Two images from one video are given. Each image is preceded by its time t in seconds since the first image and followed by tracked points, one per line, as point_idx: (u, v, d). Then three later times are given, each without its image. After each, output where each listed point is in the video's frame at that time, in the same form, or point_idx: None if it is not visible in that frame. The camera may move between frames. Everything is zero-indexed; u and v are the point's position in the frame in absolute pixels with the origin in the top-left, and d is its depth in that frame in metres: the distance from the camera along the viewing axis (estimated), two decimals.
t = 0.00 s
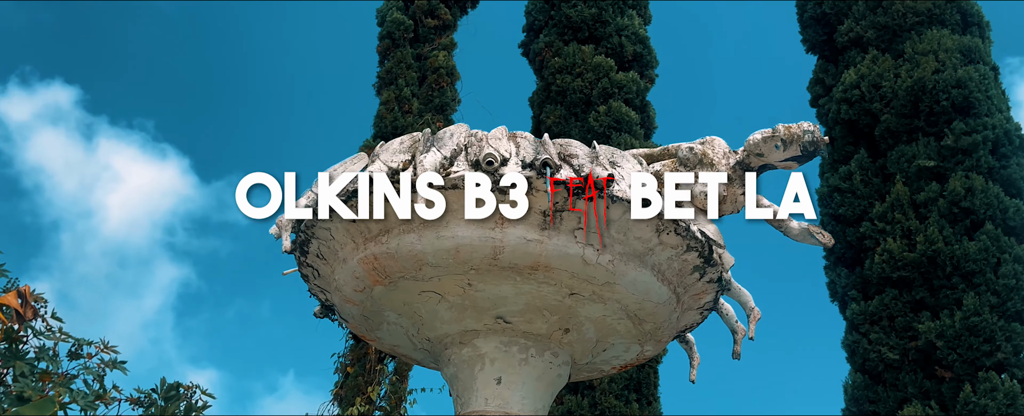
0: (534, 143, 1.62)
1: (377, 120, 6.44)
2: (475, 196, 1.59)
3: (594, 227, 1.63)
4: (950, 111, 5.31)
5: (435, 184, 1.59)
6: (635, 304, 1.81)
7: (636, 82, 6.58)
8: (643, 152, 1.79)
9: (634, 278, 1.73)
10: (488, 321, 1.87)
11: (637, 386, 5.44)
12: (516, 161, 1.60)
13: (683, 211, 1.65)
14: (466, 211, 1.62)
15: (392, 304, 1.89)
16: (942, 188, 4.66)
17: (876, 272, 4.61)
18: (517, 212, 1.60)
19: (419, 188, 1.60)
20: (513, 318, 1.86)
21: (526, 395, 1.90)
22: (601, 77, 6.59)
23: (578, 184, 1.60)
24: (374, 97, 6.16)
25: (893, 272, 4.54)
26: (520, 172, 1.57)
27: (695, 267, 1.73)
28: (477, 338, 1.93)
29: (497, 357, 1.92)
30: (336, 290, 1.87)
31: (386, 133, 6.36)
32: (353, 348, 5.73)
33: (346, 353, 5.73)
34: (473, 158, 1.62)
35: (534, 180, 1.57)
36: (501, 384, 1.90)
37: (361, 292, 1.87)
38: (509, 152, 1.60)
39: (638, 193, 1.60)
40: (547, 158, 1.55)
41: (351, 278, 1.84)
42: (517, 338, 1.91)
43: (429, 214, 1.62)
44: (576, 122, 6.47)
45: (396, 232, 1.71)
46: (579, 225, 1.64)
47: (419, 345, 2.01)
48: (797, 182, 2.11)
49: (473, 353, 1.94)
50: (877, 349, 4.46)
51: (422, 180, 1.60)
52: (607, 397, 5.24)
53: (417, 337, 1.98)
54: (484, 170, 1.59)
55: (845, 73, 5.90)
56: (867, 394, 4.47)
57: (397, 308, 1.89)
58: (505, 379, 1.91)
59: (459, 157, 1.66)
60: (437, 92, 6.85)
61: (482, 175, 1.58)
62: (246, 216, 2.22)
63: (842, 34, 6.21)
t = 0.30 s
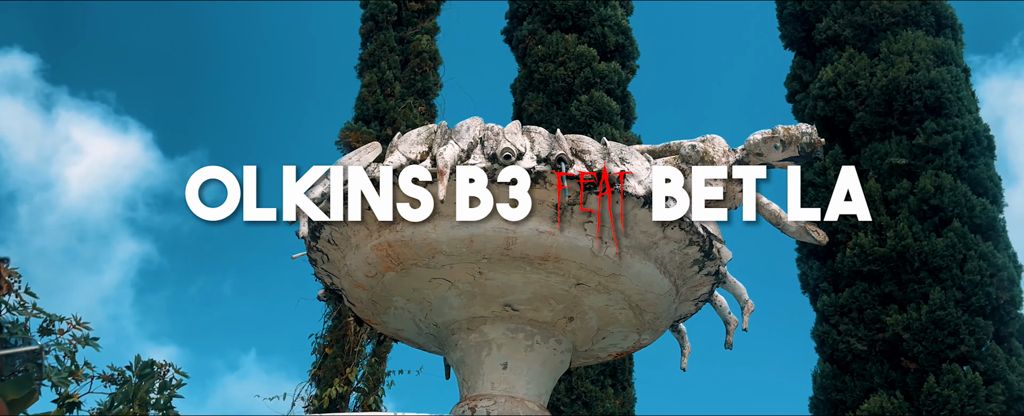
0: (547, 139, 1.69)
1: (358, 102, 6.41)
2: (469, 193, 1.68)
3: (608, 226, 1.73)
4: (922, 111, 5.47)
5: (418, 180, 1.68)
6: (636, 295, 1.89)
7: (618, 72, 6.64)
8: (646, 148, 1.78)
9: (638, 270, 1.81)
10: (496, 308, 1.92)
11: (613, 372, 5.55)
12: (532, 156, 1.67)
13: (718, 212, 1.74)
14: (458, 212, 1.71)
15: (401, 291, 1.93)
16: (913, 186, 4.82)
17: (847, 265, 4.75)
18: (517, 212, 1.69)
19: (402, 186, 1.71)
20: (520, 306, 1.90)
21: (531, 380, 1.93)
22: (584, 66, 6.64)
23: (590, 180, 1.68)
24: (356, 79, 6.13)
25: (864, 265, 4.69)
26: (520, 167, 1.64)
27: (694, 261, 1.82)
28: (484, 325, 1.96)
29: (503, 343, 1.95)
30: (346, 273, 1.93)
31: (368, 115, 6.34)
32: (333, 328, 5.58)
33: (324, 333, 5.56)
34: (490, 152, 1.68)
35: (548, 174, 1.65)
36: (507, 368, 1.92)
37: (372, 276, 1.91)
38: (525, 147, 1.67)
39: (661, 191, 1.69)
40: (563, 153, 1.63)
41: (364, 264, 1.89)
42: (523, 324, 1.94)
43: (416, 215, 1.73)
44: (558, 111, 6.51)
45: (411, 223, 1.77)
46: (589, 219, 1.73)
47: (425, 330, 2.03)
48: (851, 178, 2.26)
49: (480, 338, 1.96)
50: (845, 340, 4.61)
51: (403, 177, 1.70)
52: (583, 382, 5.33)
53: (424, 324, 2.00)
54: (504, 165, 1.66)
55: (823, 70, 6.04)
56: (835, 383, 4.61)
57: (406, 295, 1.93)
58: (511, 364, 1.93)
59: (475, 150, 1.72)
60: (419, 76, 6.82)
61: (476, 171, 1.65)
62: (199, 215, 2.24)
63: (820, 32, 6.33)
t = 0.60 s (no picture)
0: (564, 126, 1.53)
1: (344, 79, 6.39)
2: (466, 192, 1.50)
3: (613, 229, 1.57)
4: (899, 100, 5.62)
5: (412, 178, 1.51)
6: (646, 277, 1.69)
7: (603, 55, 6.69)
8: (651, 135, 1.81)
9: (649, 254, 1.64)
10: (506, 288, 1.67)
11: (595, 349, 5.67)
12: (550, 143, 1.50)
13: (729, 211, 1.67)
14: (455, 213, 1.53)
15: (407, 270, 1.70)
16: (889, 173, 4.98)
17: (823, 248, 4.90)
18: (517, 213, 1.51)
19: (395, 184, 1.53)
20: (532, 286, 1.66)
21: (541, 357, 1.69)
22: (570, 48, 6.68)
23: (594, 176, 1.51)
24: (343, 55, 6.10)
25: (840, 249, 4.84)
26: (521, 164, 1.47)
27: (696, 244, 1.68)
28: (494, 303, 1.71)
29: (514, 321, 1.70)
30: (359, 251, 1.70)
31: (354, 92, 6.34)
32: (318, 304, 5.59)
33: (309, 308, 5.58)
34: (509, 138, 1.50)
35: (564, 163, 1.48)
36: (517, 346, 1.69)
37: (385, 256, 1.68)
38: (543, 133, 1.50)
39: (670, 190, 1.54)
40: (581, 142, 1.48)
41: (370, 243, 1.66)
42: (534, 304, 1.70)
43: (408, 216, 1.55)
44: (543, 92, 6.55)
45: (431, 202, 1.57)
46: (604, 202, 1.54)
47: (435, 311, 1.82)
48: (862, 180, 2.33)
49: (491, 317, 1.72)
50: (820, 321, 4.76)
51: (397, 175, 1.52)
52: (566, 359, 5.41)
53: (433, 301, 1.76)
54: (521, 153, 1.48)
55: (804, 57, 6.16)
56: (809, 362, 4.75)
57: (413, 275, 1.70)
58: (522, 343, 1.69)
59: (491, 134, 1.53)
60: (405, 55, 6.77)
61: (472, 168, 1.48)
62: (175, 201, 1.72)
63: (802, 19, 6.43)
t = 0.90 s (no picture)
0: (582, 106, 1.60)
1: (333, 49, 6.36)
2: (468, 194, 1.63)
3: (608, 225, 1.69)
4: (881, 76, 5.74)
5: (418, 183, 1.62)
6: (654, 250, 1.78)
7: (592, 27, 6.72)
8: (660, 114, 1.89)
9: (658, 229, 1.72)
10: (524, 259, 1.75)
11: (581, 318, 5.80)
12: (569, 122, 1.57)
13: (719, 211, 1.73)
14: (458, 212, 1.66)
15: (431, 243, 1.77)
16: (870, 148, 5.11)
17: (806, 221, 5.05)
18: (518, 212, 1.63)
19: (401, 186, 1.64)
20: (548, 257, 1.74)
21: (556, 326, 1.77)
22: (559, 20, 6.71)
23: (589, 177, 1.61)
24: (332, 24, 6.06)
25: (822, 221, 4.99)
26: (521, 167, 1.58)
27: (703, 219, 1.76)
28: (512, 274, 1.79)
29: (531, 291, 1.78)
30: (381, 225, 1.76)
31: (343, 62, 6.32)
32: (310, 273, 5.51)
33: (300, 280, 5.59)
34: (530, 117, 1.56)
35: (583, 141, 1.56)
36: (533, 314, 1.77)
37: (406, 228, 1.75)
38: (562, 112, 1.57)
39: (659, 192, 1.63)
40: (600, 121, 1.55)
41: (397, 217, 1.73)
42: (549, 274, 1.78)
43: (416, 215, 1.66)
44: (532, 64, 6.58)
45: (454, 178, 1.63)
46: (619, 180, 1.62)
47: (450, 283, 1.89)
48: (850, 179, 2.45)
49: (508, 288, 1.80)
50: (802, 291, 4.91)
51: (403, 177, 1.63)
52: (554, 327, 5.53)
53: (452, 273, 1.83)
54: (542, 130, 1.55)
55: (789, 32, 6.24)
56: (790, 331, 4.90)
57: (436, 246, 1.77)
58: (538, 311, 1.78)
59: (515, 113, 1.59)
60: (394, 24, 6.72)
61: (475, 171, 1.59)
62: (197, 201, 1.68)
63: None
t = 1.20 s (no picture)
0: (594, 76, 1.66)
1: (320, 11, 6.27)
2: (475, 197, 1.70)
3: (601, 223, 1.82)
4: (866, 42, 5.80)
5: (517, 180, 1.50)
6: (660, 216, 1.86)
7: None
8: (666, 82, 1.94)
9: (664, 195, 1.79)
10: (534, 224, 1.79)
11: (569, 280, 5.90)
12: (583, 92, 1.63)
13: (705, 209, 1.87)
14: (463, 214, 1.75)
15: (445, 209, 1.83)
16: (854, 113, 5.19)
17: (791, 185, 5.16)
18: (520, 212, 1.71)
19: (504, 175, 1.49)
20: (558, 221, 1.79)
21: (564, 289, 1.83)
22: None
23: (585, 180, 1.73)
24: None
25: (806, 186, 5.10)
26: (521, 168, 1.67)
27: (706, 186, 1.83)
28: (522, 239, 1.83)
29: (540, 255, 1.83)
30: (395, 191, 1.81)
31: (330, 24, 6.24)
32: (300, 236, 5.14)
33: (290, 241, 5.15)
34: (545, 86, 1.62)
35: (597, 110, 1.62)
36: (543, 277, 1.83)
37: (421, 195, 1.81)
38: (576, 82, 1.63)
39: (652, 193, 1.75)
40: (612, 90, 1.61)
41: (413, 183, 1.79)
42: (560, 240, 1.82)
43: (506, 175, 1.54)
44: (521, 28, 6.56)
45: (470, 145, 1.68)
46: (629, 146, 1.68)
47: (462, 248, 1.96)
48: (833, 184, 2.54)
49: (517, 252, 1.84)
50: (785, 253, 5.04)
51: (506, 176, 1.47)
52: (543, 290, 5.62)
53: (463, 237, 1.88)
54: (557, 100, 1.60)
55: None
56: (774, 292, 5.03)
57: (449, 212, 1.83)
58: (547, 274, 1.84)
59: (530, 83, 1.64)
60: None
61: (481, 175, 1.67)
62: (212, 210, 1.89)
63: None
